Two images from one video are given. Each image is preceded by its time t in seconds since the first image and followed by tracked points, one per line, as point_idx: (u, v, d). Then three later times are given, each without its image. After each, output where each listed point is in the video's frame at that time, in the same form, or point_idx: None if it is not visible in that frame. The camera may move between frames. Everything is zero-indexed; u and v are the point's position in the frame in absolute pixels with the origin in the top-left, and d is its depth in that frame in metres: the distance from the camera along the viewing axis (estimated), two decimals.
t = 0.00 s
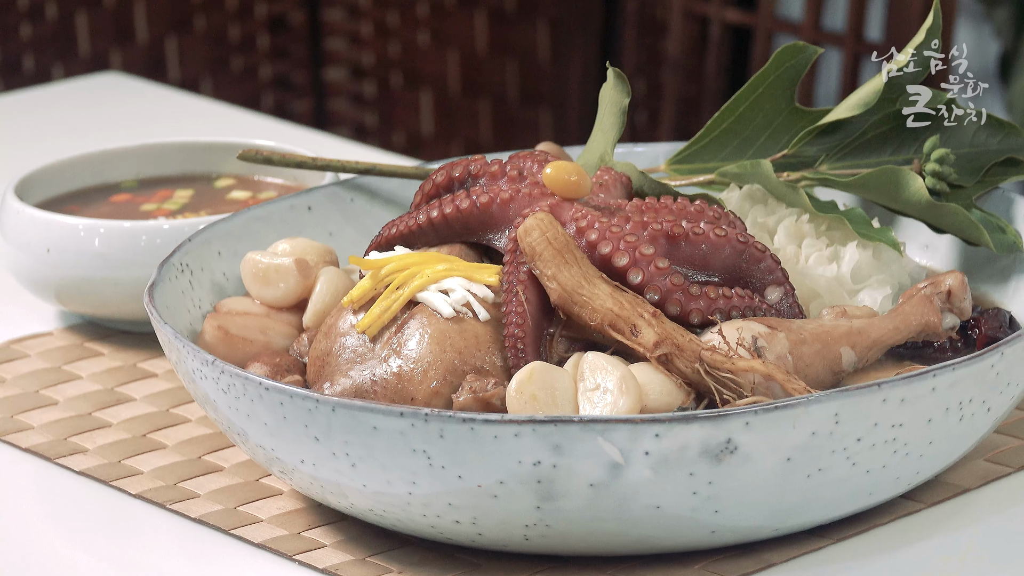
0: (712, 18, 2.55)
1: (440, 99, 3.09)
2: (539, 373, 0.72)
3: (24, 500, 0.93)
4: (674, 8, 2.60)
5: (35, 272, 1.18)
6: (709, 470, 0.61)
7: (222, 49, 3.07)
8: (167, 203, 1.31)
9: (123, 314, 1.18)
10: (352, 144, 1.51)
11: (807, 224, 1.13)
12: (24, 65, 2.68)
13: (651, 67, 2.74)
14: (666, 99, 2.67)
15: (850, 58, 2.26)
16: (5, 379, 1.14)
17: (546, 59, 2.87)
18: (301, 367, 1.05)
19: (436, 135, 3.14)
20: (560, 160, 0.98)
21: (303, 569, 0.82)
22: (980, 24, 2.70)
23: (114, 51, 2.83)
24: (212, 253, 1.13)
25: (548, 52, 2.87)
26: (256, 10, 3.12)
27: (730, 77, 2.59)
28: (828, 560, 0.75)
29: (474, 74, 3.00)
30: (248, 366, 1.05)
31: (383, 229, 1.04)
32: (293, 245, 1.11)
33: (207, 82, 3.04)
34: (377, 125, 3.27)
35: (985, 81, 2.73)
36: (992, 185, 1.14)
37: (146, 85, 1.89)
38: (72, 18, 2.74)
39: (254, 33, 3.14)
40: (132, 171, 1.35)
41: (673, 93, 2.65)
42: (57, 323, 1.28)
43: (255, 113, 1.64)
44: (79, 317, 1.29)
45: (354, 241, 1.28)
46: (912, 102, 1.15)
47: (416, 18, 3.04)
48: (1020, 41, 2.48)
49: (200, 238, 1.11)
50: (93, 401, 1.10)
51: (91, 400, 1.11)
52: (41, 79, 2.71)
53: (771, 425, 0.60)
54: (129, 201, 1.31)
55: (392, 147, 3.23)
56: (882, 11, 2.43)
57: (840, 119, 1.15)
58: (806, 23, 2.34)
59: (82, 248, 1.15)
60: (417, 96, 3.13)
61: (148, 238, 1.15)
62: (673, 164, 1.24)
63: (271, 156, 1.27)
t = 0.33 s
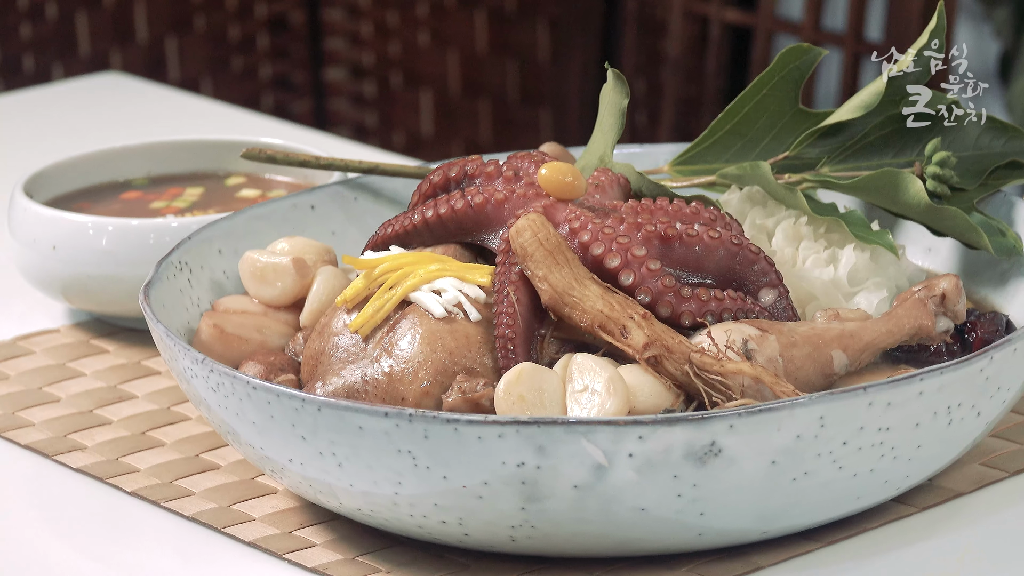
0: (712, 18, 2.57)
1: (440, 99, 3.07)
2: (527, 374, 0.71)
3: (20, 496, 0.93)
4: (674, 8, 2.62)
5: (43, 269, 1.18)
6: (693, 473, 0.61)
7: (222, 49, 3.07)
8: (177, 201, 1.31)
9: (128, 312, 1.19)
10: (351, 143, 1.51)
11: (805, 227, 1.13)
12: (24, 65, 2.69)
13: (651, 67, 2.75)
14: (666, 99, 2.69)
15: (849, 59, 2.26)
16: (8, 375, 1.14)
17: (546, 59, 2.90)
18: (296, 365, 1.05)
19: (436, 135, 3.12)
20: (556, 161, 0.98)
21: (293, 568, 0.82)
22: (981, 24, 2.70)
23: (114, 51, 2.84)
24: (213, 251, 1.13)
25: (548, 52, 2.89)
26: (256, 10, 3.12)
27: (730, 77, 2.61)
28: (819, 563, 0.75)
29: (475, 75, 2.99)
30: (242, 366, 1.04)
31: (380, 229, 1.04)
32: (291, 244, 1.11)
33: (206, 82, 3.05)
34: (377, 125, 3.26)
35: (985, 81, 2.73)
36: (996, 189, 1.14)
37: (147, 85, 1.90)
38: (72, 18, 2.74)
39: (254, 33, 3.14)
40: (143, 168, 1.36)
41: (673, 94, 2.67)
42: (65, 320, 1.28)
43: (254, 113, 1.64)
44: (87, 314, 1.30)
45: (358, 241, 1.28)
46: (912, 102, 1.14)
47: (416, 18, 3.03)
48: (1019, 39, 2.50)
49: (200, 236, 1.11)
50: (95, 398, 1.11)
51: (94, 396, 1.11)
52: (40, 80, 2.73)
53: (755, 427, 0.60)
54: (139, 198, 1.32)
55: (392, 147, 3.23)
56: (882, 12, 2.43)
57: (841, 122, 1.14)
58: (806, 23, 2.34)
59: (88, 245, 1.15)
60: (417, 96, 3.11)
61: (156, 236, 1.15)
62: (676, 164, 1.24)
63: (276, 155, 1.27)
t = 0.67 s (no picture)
0: (712, 18, 2.57)
1: (439, 98, 3.09)
2: (516, 375, 0.71)
3: (17, 493, 0.93)
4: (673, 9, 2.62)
5: (50, 266, 1.19)
6: (677, 475, 0.60)
7: (222, 49, 3.09)
8: (187, 199, 1.31)
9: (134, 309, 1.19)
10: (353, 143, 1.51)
11: (802, 229, 1.12)
12: (24, 65, 2.67)
13: (651, 67, 2.74)
14: (666, 99, 2.68)
15: (848, 58, 2.27)
16: (13, 372, 1.15)
17: (545, 59, 2.86)
18: (291, 364, 1.05)
19: (436, 135, 3.14)
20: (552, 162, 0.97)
21: (283, 567, 0.82)
22: (982, 24, 2.69)
23: (114, 51, 2.84)
24: (214, 250, 1.13)
25: (548, 50, 2.85)
26: (257, 10, 3.15)
27: (730, 78, 2.61)
28: (811, 566, 0.75)
29: (474, 75, 2.99)
30: (237, 365, 1.05)
31: (376, 228, 1.04)
32: (290, 242, 1.09)
33: (207, 82, 3.05)
34: (377, 125, 3.28)
35: (987, 81, 2.72)
36: (997, 192, 1.14)
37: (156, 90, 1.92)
38: (72, 17, 2.74)
39: (255, 33, 3.17)
40: (155, 166, 1.36)
41: (673, 93, 2.67)
42: (72, 317, 1.28)
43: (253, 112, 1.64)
44: (95, 311, 1.29)
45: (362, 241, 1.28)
46: (912, 102, 1.12)
47: (416, 18, 3.05)
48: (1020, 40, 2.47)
49: (200, 234, 1.11)
50: (98, 395, 1.11)
51: (96, 393, 1.11)
52: (40, 79, 2.71)
53: (739, 430, 0.59)
54: (150, 196, 1.32)
55: (392, 147, 3.25)
56: (882, 12, 2.43)
57: (843, 125, 1.13)
58: (806, 22, 2.35)
59: (95, 241, 1.16)
60: (417, 96, 3.14)
61: (165, 234, 1.15)
62: (679, 165, 1.24)
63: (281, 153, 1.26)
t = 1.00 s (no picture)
0: (712, 18, 2.57)
1: (439, 98, 3.09)
2: (505, 376, 0.71)
3: (13, 490, 0.94)
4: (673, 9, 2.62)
5: (56, 263, 1.19)
6: (662, 477, 0.60)
7: (222, 48, 3.09)
8: (196, 198, 1.32)
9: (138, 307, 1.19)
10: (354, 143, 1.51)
11: (800, 231, 1.12)
12: (24, 65, 2.66)
13: (651, 67, 2.74)
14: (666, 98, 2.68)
15: (848, 58, 2.27)
16: (17, 369, 1.15)
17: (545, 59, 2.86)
18: (286, 363, 1.05)
19: (436, 135, 3.15)
20: (548, 163, 0.97)
21: (273, 566, 0.82)
22: (982, 25, 2.68)
23: (114, 51, 2.83)
24: (214, 248, 1.13)
25: (548, 51, 2.85)
26: (257, 10, 3.16)
27: (730, 78, 2.61)
28: (802, 569, 0.75)
29: (474, 74, 2.99)
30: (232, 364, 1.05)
31: (372, 227, 1.04)
32: (289, 241, 1.10)
33: (206, 82, 3.06)
34: (376, 125, 3.29)
35: (986, 81, 2.71)
36: (998, 196, 1.13)
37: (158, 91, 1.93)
38: (72, 16, 2.72)
39: (255, 33, 3.18)
40: (164, 164, 1.37)
41: (673, 92, 2.66)
42: (79, 315, 1.28)
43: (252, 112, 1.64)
44: (102, 309, 1.29)
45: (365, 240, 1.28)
46: (912, 102, 1.12)
47: (416, 18, 3.05)
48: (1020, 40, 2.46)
49: (200, 233, 1.11)
50: (100, 392, 1.11)
51: (98, 391, 1.11)
52: (40, 79, 2.69)
53: (724, 432, 0.59)
54: (159, 193, 1.33)
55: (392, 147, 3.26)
56: (883, 11, 2.42)
57: (844, 126, 1.13)
58: (806, 22, 2.35)
59: (101, 240, 1.16)
60: (417, 95, 3.14)
61: (172, 233, 1.15)
62: (681, 167, 1.24)
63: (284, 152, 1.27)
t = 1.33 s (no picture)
0: (712, 18, 2.57)
1: (439, 97, 3.09)
2: (494, 377, 0.71)
3: (10, 485, 0.94)
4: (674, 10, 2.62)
5: (63, 260, 1.20)
6: (647, 479, 0.60)
7: (222, 48, 3.09)
8: (205, 195, 1.32)
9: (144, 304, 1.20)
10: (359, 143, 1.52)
11: (798, 233, 1.11)
12: (24, 65, 2.67)
13: (651, 66, 2.74)
14: (666, 99, 2.70)
15: (848, 58, 2.26)
16: (21, 366, 1.15)
17: (545, 59, 2.87)
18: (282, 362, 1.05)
19: (436, 135, 3.15)
20: (543, 163, 0.97)
21: (264, 564, 0.82)
22: (982, 25, 2.67)
23: (114, 51, 2.84)
24: (216, 246, 1.14)
25: (547, 50, 2.86)
26: (257, 10, 3.14)
27: (732, 78, 2.61)
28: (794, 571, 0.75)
29: (474, 75, 2.99)
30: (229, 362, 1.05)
31: (369, 227, 1.04)
32: (289, 240, 1.10)
33: (207, 82, 3.07)
34: (377, 125, 3.29)
35: (987, 81, 2.70)
36: (999, 199, 1.12)
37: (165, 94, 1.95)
38: (72, 16, 2.74)
39: (255, 33, 3.16)
40: (176, 161, 1.37)
41: (673, 91, 2.68)
42: (86, 312, 1.28)
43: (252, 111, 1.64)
44: (110, 307, 1.30)
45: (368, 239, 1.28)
46: (912, 102, 1.11)
47: (416, 18, 3.05)
48: (1020, 40, 2.45)
49: (202, 231, 1.12)
50: (102, 390, 1.11)
51: (101, 388, 1.12)
52: (40, 79, 2.71)
53: (708, 434, 0.59)
54: (169, 191, 1.34)
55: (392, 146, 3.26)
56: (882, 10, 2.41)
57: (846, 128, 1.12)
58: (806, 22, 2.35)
59: (109, 237, 1.16)
60: (417, 96, 3.14)
61: (180, 231, 1.16)
62: (684, 167, 1.24)
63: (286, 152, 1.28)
